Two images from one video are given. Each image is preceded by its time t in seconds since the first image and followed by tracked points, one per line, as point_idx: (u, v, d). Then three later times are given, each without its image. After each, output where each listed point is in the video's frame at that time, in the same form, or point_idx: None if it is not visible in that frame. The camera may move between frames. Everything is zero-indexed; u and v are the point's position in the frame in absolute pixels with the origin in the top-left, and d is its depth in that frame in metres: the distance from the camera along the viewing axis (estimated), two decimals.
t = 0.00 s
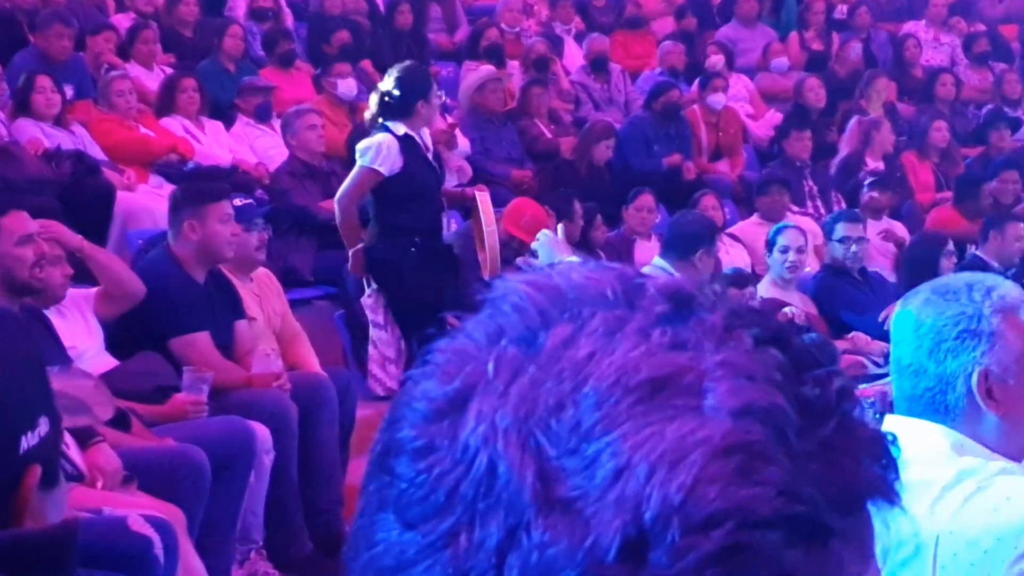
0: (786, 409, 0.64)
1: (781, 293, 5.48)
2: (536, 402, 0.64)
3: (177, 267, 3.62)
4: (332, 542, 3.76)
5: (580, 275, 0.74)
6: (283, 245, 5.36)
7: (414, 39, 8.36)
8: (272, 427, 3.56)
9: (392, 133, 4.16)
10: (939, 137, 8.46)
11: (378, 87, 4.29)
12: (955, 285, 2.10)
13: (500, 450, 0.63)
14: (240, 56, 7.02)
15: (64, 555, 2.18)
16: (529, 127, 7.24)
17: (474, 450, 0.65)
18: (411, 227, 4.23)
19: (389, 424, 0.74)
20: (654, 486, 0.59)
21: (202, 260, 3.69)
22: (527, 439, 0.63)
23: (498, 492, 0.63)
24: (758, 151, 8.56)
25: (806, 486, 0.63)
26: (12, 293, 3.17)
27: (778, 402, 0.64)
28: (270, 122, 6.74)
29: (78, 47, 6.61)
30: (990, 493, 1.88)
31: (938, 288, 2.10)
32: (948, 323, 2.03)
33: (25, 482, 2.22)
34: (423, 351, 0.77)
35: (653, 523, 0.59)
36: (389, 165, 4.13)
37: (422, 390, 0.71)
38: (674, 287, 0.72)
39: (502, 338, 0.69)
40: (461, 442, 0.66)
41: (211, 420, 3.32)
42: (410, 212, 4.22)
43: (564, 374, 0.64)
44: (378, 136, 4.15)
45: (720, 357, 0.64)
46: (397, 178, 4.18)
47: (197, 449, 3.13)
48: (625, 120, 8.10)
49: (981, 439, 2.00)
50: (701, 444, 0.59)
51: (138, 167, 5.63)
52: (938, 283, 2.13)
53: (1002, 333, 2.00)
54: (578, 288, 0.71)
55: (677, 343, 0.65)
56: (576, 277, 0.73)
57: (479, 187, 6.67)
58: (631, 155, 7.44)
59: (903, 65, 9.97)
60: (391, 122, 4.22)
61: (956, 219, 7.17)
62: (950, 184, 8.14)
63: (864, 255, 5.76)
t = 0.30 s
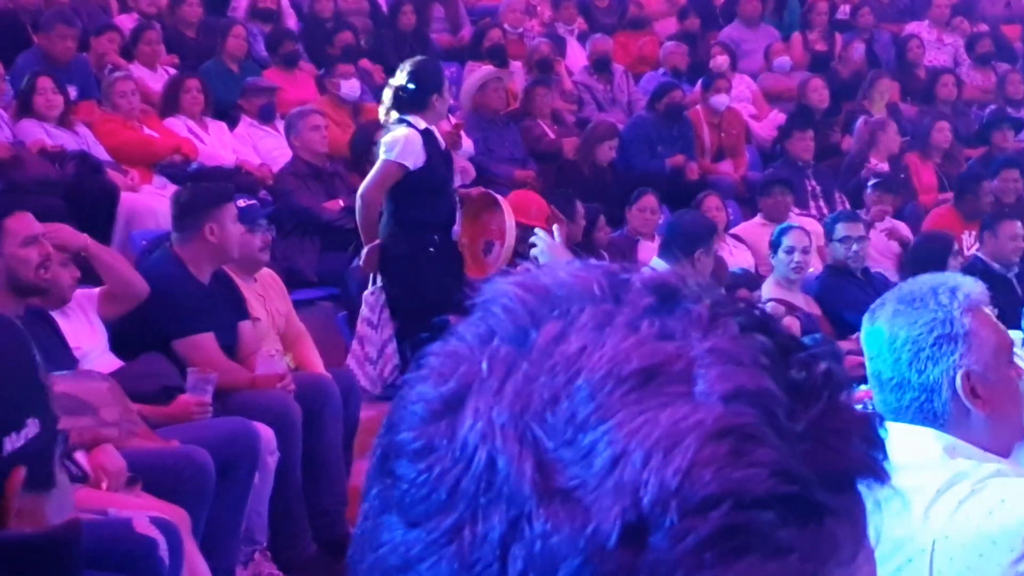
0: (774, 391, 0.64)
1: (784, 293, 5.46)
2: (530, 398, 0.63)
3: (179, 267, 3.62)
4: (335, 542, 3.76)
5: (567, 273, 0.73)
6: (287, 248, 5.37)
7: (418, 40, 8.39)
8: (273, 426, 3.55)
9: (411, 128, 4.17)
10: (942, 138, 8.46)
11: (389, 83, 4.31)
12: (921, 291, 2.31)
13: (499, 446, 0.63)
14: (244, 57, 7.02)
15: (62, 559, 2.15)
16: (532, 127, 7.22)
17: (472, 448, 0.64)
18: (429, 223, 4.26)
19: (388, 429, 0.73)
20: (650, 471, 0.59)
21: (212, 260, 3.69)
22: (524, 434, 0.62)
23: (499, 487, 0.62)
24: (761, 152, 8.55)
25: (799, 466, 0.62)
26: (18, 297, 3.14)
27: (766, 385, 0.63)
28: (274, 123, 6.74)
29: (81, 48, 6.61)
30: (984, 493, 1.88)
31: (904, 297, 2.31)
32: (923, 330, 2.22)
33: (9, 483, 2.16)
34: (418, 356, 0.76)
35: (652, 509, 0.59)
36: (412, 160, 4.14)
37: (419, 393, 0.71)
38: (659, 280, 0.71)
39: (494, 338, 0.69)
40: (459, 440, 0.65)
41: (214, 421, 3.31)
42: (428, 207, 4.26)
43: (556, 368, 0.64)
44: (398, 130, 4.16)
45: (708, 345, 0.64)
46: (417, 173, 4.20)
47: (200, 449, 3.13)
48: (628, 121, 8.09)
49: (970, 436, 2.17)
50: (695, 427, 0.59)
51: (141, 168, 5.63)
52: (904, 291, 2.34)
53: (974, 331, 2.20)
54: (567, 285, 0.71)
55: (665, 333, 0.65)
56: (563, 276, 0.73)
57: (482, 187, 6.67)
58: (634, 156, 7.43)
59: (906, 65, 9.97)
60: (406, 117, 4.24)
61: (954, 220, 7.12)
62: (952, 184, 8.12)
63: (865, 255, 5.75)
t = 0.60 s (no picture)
0: (795, 417, 0.63)
1: (791, 293, 5.44)
2: (548, 421, 0.63)
3: (189, 268, 3.61)
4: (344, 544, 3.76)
5: (585, 290, 0.72)
6: (296, 249, 5.38)
7: (425, 40, 8.38)
8: (282, 429, 3.56)
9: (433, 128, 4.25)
10: (949, 138, 8.44)
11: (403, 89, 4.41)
12: (944, 296, 2.26)
13: (517, 471, 0.63)
14: (251, 58, 7.02)
15: None
16: (539, 128, 7.20)
17: (489, 471, 0.64)
18: (447, 223, 4.31)
19: (404, 446, 0.73)
20: (668, 500, 0.58)
21: (219, 260, 3.69)
22: (541, 457, 0.62)
23: (516, 512, 0.63)
24: (768, 152, 8.53)
25: (819, 493, 0.62)
26: (27, 298, 3.13)
27: (787, 410, 0.62)
28: (281, 124, 6.74)
29: (90, 50, 6.62)
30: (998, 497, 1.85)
31: (926, 301, 2.26)
32: (945, 336, 2.17)
33: None
34: (435, 371, 0.76)
35: (670, 537, 0.58)
36: (435, 159, 4.21)
37: (435, 413, 0.70)
38: (679, 300, 0.70)
39: (511, 358, 0.67)
40: (476, 463, 0.65)
41: (222, 424, 3.30)
42: (449, 208, 4.32)
43: (574, 392, 0.63)
44: (422, 131, 4.21)
45: (728, 369, 0.63)
46: (436, 172, 4.27)
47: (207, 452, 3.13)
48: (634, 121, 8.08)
49: (985, 441, 2.10)
50: (714, 454, 0.59)
51: (149, 169, 5.64)
52: (927, 295, 2.29)
53: (995, 340, 2.15)
54: (584, 304, 0.69)
55: (683, 357, 0.64)
56: (581, 294, 0.71)
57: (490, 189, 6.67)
58: (642, 156, 7.40)
59: (914, 65, 9.94)
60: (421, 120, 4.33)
61: (955, 222, 7.02)
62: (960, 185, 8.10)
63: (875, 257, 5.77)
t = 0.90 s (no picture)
0: (806, 427, 0.63)
1: (792, 297, 5.45)
2: (557, 430, 0.63)
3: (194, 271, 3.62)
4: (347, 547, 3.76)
5: (596, 298, 0.72)
6: (298, 250, 5.37)
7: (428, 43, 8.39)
8: (286, 432, 3.56)
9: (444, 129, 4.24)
10: (952, 141, 8.44)
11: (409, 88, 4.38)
12: (972, 297, 2.16)
13: (525, 480, 0.62)
14: (253, 60, 7.04)
15: None
16: (541, 131, 7.19)
17: (498, 481, 0.64)
18: (460, 222, 4.30)
19: (412, 454, 0.72)
20: (678, 511, 0.59)
21: (221, 262, 3.70)
22: (549, 466, 0.62)
23: (523, 522, 0.62)
24: (771, 154, 8.53)
25: (829, 504, 0.62)
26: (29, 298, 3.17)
27: (797, 421, 0.63)
28: (284, 126, 6.74)
29: (92, 52, 6.63)
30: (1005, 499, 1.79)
31: (955, 300, 2.16)
32: (967, 338, 2.08)
33: None
34: (444, 378, 0.75)
35: (679, 548, 0.59)
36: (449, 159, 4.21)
37: (444, 420, 0.70)
38: (691, 309, 0.70)
39: (522, 366, 0.67)
40: (485, 472, 0.65)
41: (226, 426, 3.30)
42: (459, 208, 4.30)
43: (584, 400, 0.63)
44: (436, 133, 4.19)
45: (740, 380, 0.63)
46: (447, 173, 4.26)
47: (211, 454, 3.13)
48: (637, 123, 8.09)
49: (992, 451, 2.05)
50: (724, 466, 0.59)
51: (151, 171, 5.64)
52: (956, 293, 2.19)
53: (1017, 348, 2.06)
54: (595, 312, 0.69)
55: (695, 366, 0.64)
56: (593, 301, 0.71)
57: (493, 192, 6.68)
58: (644, 159, 7.41)
59: (916, 68, 9.93)
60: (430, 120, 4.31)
61: (954, 226, 7.04)
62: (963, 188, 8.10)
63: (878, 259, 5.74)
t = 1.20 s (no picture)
0: (817, 438, 0.62)
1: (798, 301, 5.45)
2: (568, 438, 0.62)
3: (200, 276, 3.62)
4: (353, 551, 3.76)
5: (608, 306, 0.72)
6: (302, 255, 5.32)
7: (433, 47, 8.39)
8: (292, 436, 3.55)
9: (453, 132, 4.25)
10: (958, 145, 8.43)
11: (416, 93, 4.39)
12: (977, 306, 2.13)
13: (536, 489, 0.62)
14: (258, 64, 7.05)
15: None
16: (546, 135, 7.19)
17: (509, 488, 0.64)
18: (469, 226, 4.31)
19: (423, 461, 0.72)
20: (688, 521, 0.58)
21: (227, 266, 3.70)
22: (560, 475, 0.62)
23: (535, 529, 0.62)
24: (776, 159, 8.53)
25: (840, 515, 0.61)
26: (36, 305, 3.15)
27: (809, 431, 0.62)
28: (289, 131, 6.74)
29: (98, 57, 6.64)
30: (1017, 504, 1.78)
31: (959, 308, 2.14)
32: (960, 347, 2.06)
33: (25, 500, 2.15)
34: (455, 385, 0.75)
35: (690, 558, 0.58)
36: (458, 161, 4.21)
37: (455, 427, 0.70)
38: (703, 319, 0.70)
39: (533, 373, 0.67)
40: (496, 480, 0.65)
41: (232, 431, 3.30)
42: (468, 211, 4.31)
43: (596, 410, 0.63)
44: (442, 135, 4.21)
45: (751, 390, 0.63)
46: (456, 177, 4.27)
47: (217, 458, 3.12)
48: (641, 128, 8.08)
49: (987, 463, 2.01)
50: (734, 477, 0.59)
51: (157, 176, 5.64)
52: (963, 303, 2.17)
53: (1014, 360, 2.00)
54: (607, 321, 0.69)
55: (707, 375, 0.64)
56: (604, 309, 0.71)
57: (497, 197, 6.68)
58: (649, 163, 7.41)
59: (921, 72, 9.92)
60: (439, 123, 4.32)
61: (957, 230, 7.02)
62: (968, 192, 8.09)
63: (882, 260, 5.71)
